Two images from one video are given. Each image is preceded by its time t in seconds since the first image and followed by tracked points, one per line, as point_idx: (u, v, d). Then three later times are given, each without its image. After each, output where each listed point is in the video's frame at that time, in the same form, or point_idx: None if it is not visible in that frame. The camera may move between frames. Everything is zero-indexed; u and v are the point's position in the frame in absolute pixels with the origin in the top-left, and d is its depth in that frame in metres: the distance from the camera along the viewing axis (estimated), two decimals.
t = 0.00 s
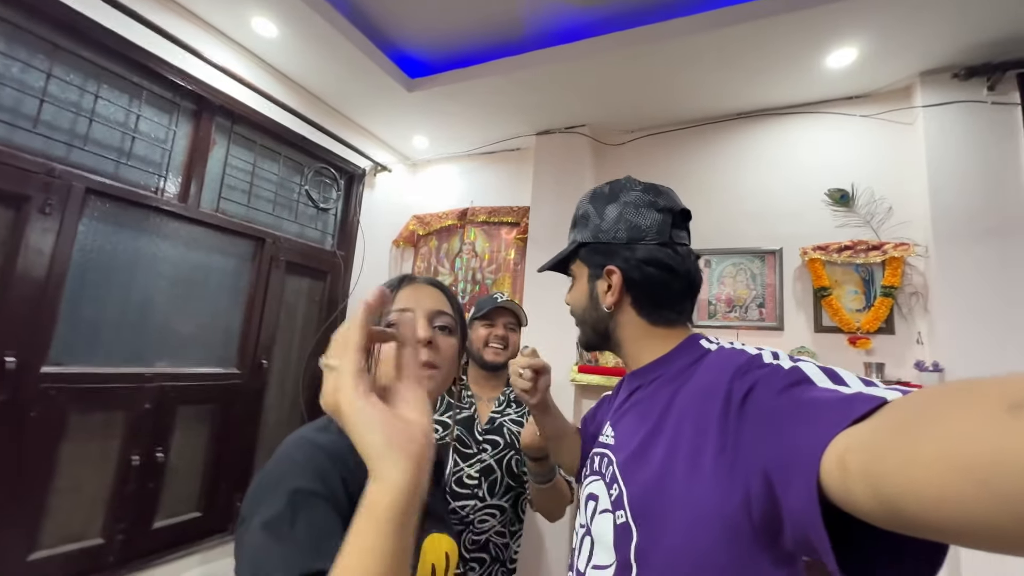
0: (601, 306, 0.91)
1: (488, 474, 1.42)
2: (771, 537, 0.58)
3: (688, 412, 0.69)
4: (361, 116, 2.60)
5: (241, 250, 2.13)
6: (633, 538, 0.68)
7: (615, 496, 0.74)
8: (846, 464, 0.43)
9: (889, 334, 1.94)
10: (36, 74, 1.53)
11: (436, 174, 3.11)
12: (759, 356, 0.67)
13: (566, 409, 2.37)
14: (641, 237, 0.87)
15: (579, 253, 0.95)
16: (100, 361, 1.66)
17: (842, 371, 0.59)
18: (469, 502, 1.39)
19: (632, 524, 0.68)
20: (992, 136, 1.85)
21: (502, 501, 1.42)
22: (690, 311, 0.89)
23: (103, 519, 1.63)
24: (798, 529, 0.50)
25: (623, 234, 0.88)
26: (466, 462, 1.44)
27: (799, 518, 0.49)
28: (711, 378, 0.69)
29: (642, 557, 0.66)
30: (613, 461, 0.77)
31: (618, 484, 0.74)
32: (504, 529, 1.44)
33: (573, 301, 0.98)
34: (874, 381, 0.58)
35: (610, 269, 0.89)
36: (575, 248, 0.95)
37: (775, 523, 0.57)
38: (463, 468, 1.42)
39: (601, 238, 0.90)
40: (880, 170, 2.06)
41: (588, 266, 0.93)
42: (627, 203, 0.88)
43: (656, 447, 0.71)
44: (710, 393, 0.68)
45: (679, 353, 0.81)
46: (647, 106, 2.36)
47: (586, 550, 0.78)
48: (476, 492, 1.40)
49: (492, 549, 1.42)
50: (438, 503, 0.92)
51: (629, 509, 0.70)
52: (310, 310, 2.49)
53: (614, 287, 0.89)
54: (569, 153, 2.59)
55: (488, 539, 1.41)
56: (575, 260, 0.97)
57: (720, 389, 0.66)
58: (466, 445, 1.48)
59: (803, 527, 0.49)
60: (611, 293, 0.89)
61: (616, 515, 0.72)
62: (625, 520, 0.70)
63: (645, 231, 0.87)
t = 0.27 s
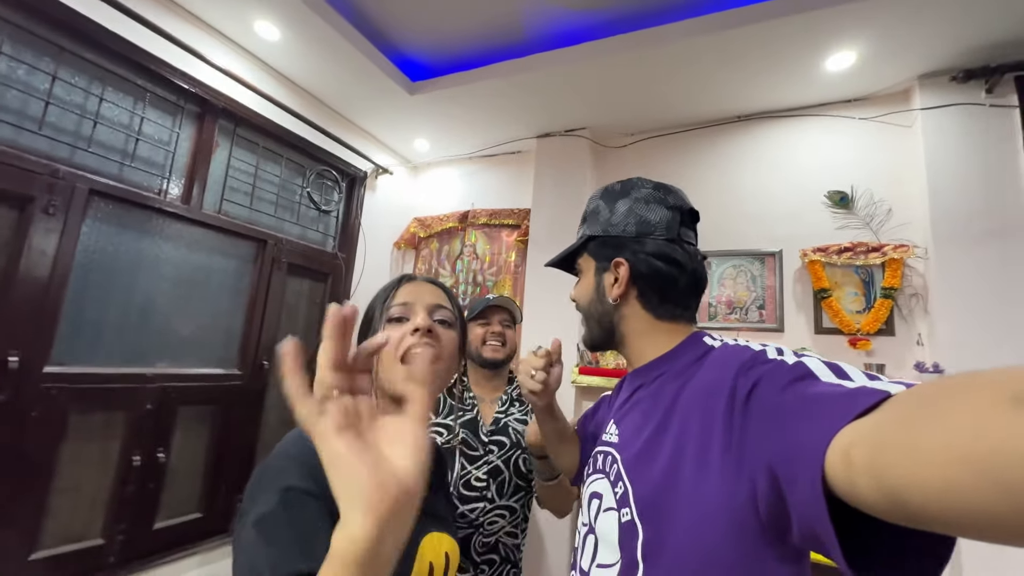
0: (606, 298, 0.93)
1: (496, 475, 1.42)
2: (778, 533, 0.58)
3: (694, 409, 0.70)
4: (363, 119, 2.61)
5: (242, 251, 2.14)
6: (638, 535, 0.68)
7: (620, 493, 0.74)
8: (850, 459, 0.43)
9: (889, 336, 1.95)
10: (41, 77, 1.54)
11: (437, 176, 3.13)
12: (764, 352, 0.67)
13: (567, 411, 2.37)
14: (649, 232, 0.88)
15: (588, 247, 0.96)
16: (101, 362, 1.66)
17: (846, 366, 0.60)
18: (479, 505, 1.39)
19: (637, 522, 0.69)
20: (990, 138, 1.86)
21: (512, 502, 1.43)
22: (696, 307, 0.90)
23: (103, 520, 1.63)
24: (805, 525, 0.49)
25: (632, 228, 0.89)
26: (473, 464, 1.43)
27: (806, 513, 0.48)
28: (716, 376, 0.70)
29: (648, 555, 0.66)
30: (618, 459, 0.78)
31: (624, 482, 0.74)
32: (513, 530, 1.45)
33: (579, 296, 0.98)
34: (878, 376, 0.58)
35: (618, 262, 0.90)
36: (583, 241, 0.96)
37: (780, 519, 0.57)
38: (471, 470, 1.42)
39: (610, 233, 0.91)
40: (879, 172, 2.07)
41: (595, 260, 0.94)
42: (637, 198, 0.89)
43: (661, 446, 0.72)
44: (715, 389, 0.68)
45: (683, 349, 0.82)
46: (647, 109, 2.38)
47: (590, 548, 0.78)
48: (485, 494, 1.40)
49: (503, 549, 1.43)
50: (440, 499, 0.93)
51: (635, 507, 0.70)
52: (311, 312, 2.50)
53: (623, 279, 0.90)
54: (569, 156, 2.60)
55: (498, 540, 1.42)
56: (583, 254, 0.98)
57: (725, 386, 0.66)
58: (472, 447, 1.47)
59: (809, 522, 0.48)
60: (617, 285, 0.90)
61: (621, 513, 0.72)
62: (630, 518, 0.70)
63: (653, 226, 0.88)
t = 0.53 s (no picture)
0: (614, 301, 0.92)
1: (505, 482, 1.42)
2: (785, 538, 0.58)
3: (702, 414, 0.70)
4: (364, 120, 2.62)
5: (243, 253, 2.14)
6: (645, 540, 0.68)
7: (625, 499, 0.74)
8: (853, 464, 0.43)
9: (891, 337, 1.94)
10: (42, 78, 1.54)
11: (437, 177, 3.13)
12: (770, 357, 0.67)
13: (567, 412, 2.37)
14: (657, 236, 0.88)
15: (594, 249, 0.96)
16: (101, 363, 1.66)
17: (852, 372, 0.59)
18: (491, 514, 1.38)
19: (643, 527, 0.69)
20: (991, 139, 1.86)
21: (524, 507, 1.44)
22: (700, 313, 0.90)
23: (103, 521, 1.63)
24: (811, 528, 0.49)
25: (639, 232, 0.89)
26: (481, 472, 1.42)
27: (812, 518, 0.48)
28: (723, 380, 0.70)
29: (656, 560, 0.66)
30: (624, 464, 0.77)
31: (629, 487, 0.74)
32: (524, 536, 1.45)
33: (583, 299, 0.98)
34: (884, 382, 0.57)
35: (626, 264, 0.90)
36: (590, 244, 0.96)
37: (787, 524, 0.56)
38: (480, 479, 1.41)
39: (617, 236, 0.91)
40: (880, 174, 2.06)
41: (602, 263, 0.94)
42: (644, 202, 0.90)
43: (668, 451, 0.71)
44: (722, 394, 0.68)
45: (690, 353, 0.82)
46: (647, 110, 2.38)
47: (594, 555, 0.78)
48: (496, 502, 1.40)
49: (518, 558, 1.43)
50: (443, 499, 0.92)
51: (641, 512, 0.70)
52: (311, 313, 2.50)
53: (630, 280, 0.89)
54: (570, 157, 2.60)
55: (512, 550, 1.42)
56: (589, 257, 0.98)
57: (732, 390, 0.66)
58: (477, 455, 1.46)
59: (815, 525, 0.49)
60: (625, 287, 0.89)
61: (626, 518, 0.72)
62: (636, 523, 0.70)
63: (661, 230, 0.88)
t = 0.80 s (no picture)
0: (625, 296, 0.90)
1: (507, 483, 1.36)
2: (792, 536, 0.58)
3: (705, 412, 0.69)
4: (362, 120, 2.61)
5: (241, 252, 2.14)
6: (651, 542, 0.67)
7: (628, 500, 0.72)
8: (860, 464, 0.44)
9: (889, 336, 1.94)
10: (38, 77, 1.54)
11: (436, 177, 3.13)
12: (773, 354, 0.67)
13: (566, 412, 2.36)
14: (671, 232, 0.88)
15: (602, 241, 0.93)
16: (99, 363, 1.66)
17: (857, 370, 0.59)
18: (496, 518, 1.32)
19: (648, 527, 0.68)
20: (989, 138, 1.86)
21: (527, 509, 1.38)
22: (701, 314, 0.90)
23: (100, 522, 1.62)
24: (818, 527, 0.49)
25: (655, 226, 0.88)
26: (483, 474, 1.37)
27: (820, 520, 0.48)
28: (725, 378, 0.69)
29: (664, 560, 0.65)
30: (625, 464, 0.76)
31: (633, 488, 0.72)
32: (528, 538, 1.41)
33: (588, 292, 0.96)
34: (889, 380, 0.57)
35: (641, 257, 0.88)
36: (599, 234, 0.93)
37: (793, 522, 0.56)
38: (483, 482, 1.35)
39: (631, 228, 0.90)
40: (878, 172, 2.06)
41: (612, 255, 0.92)
42: (660, 197, 0.89)
43: (671, 450, 0.70)
44: (724, 392, 0.68)
45: (692, 351, 0.81)
46: (646, 110, 2.38)
47: (596, 557, 0.76)
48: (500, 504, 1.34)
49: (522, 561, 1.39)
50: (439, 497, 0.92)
51: (645, 513, 0.69)
52: (309, 312, 2.49)
53: (647, 274, 0.88)
54: (568, 157, 2.60)
55: (517, 554, 1.38)
56: (596, 248, 0.95)
57: (735, 388, 0.66)
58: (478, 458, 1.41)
59: (822, 523, 0.49)
60: (638, 282, 0.88)
61: (630, 519, 0.71)
62: (641, 524, 0.69)
63: (675, 226, 0.88)
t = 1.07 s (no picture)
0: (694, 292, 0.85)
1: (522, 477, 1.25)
2: (792, 524, 0.58)
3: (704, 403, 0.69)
4: (362, 116, 2.61)
5: (242, 249, 2.15)
6: (651, 534, 0.64)
7: (626, 492, 0.69)
8: (859, 454, 0.43)
9: (893, 330, 1.93)
10: (39, 74, 1.54)
11: (437, 174, 3.13)
12: (771, 344, 0.67)
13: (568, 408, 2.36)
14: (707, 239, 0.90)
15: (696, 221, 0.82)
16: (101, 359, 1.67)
17: (855, 359, 0.58)
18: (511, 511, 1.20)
19: (649, 521, 0.64)
20: (993, 129, 1.84)
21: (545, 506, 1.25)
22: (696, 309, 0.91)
23: (103, 517, 1.63)
24: (818, 515, 0.48)
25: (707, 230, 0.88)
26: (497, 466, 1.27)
27: (819, 506, 0.47)
28: (723, 368, 0.69)
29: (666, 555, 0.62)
30: (621, 455, 0.73)
31: (631, 479, 0.69)
32: (546, 532, 1.30)
33: (678, 270, 0.80)
34: (887, 368, 0.56)
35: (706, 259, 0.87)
36: (699, 210, 0.80)
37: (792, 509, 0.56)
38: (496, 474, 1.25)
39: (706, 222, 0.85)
40: (881, 166, 2.05)
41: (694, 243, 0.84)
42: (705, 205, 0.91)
43: (671, 439, 0.69)
44: (722, 382, 0.68)
45: (685, 340, 0.79)
46: (647, 104, 2.36)
47: (588, 553, 0.71)
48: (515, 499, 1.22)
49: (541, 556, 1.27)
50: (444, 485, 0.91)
51: (646, 505, 0.65)
52: (311, 309, 2.50)
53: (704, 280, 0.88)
54: (569, 152, 2.59)
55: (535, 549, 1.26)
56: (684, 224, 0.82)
57: (733, 378, 0.66)
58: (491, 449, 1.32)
59: (821, 510, 0.47)
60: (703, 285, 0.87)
61: (630, 512, 0.67)
62: (640, 517, 0.65)
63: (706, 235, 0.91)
